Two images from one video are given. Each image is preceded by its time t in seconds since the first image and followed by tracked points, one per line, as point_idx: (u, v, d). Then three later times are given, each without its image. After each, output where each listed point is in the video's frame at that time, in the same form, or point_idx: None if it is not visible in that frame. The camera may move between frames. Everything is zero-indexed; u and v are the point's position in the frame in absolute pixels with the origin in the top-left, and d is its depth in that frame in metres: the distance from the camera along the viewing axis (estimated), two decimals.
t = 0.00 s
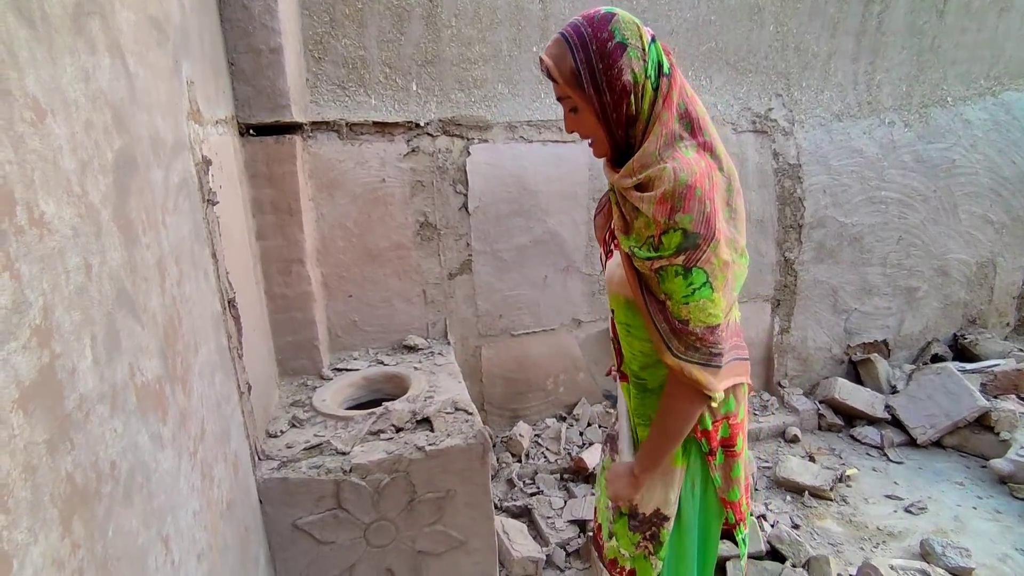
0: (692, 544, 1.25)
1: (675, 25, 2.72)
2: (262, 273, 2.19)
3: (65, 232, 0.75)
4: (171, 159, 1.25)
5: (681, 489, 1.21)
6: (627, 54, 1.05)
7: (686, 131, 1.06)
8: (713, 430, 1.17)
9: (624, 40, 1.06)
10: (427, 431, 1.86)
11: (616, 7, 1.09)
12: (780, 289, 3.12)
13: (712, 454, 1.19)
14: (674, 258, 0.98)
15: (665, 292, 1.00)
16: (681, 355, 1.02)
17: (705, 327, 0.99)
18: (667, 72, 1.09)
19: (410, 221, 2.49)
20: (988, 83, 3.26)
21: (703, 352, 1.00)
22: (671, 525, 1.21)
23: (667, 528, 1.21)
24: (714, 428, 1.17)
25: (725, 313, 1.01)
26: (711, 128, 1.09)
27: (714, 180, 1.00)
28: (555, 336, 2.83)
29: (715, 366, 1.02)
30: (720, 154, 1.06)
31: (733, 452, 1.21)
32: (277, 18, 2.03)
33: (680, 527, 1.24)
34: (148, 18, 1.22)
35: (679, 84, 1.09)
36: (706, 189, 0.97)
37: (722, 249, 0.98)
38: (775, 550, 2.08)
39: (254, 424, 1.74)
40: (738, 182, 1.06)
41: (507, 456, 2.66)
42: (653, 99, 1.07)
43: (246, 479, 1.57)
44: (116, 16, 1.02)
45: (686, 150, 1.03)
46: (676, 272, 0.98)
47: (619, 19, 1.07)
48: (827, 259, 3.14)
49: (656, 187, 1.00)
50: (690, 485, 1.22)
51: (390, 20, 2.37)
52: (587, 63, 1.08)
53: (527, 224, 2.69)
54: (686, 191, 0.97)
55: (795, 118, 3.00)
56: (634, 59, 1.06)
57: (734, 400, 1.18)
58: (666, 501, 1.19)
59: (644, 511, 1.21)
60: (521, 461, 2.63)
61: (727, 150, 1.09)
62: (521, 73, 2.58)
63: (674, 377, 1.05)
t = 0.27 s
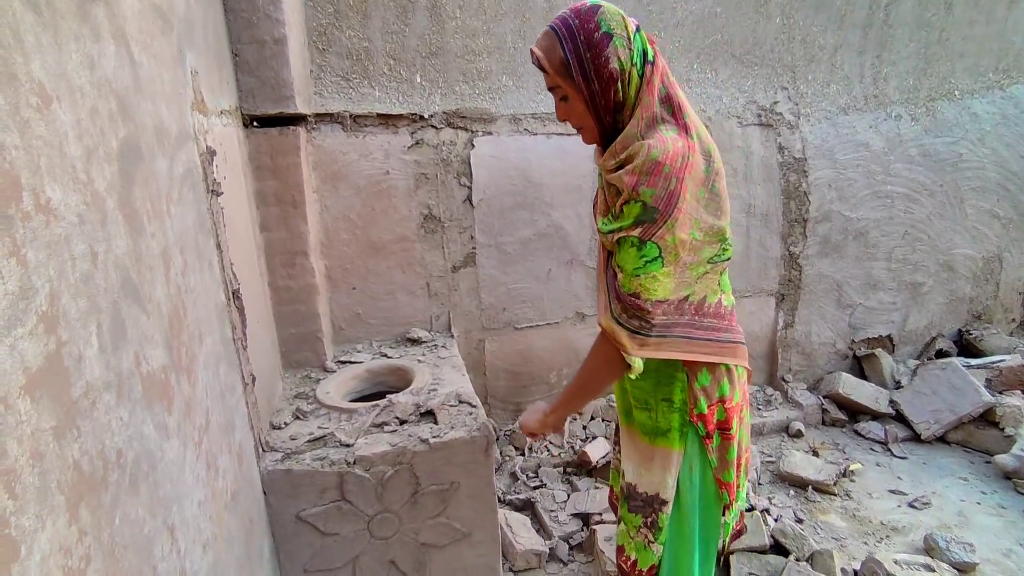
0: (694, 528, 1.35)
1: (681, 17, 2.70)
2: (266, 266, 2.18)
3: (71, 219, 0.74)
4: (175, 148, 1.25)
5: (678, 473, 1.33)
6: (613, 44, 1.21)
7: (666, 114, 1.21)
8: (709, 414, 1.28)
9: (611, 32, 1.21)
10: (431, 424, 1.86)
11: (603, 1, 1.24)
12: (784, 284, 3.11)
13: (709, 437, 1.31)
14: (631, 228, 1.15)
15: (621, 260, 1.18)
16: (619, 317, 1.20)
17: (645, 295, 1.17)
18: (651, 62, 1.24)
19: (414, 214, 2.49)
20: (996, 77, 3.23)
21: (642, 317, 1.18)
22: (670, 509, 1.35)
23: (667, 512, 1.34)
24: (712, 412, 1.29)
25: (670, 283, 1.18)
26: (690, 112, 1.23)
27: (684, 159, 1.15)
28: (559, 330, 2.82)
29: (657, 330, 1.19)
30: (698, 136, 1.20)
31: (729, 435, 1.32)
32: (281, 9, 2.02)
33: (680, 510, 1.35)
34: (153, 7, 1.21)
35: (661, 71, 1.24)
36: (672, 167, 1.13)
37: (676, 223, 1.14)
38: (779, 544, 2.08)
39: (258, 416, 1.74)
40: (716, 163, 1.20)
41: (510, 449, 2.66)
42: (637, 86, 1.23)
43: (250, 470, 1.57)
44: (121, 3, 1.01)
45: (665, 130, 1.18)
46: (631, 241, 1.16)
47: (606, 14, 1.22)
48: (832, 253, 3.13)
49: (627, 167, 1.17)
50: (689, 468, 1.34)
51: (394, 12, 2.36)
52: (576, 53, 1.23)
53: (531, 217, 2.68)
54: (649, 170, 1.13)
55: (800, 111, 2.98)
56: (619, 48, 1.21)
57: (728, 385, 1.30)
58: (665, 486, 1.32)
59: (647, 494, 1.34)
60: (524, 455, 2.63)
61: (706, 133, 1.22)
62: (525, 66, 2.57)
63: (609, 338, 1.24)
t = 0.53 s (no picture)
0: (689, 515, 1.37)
1: (684, 12, 2.69)
2: (267, 260, 2.18)
3: (73, 209, 0.74)
4: (177, 141, 1.24)
5: (671, 460, 1.35)
6: (598, 39, 1.20)
7: (651, 105, 1.21)
8: (701, 400, 1.30)
9: (595, 28, 1.20)
10: (433, 418, 1.86)
11: None
12: (787, 280, 3.10)
13: (701, 423, 1.32)
14: (628, 215, 1.15)
15: (621, 248, 1.18)
16: (626, 300, 1.20)
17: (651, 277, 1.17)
18: (636, 54, 1.24)
19: (416, 209, 2.48)
20: (1002, 72, 3.22)
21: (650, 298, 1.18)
22: (665, 494, 1.38)
23: (661, 497, 1.38)
24: (702, 398, 1.31)
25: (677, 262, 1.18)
26: (675, 101, 1.24)
27: (673, 146, 1.15)
28: (561, 325, 2.82)
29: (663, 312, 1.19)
30: (684, 123, 1.21)
31: (722, 421, 1.33)
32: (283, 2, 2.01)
33: (675, 497, 1.37)
34: None
35: (646, 63, 1.24)
36: (662, 153, 1.14)
37: (674, 207, 1.14)
38: (780, 540, 2.08)
39: (259, 410, 1.74)
40: (702, 147, 1.22)
41: (512, 444, 2.66)
42: (624, 78, 1.22)
43: (252, 464, 1.57)
44: None
45: (652, 120, 1.19)
46: (631, 228, 1.15)
47: (588, 10, 1.22)
48: (835, 250, 3.12)
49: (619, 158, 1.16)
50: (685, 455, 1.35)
51: (396, 5, 2.35)
52: (562, 50, 1.22)
53: (533, 212, 2.67)
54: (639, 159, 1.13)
55: (804, 107, 2.97)
56: (605, 43, 1.20)
57: (720, 371, 1.31)
58: (660, 471, 1.36)
59: (641, 478, 1.38)
60: (526, 450, 2.62)
61: (691, 120, 1.23)
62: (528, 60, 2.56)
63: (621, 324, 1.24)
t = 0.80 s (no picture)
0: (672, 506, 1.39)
1: (685, 11, 2.69)
2: (268, 259, 2.18)
3: (75, 210, 0.74)
4: (179, 140, 1.24)
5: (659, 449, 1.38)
6: (591, 45, 1.20)
7: (645, 106, 1.23)
8: (692, 391, 1.34)
9: (587, 34, 1.20)
10: (433, 418, 1.86)
11: (575, 7, 1.23)
12: (787, 280, 3.11)
13: (689, 413, 1.36)
14: (659, 209, 1.15)
15: (662, 238, 1.17)
16: (691, 285, 1.17)
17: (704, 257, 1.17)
18: (625, 58, 1.25)
19: (417, 209, 2.48)
20: (1002, 72, 3.22)
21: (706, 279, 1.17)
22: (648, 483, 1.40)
23: (643, 485, 1.39)
24: (695, 390, 1.34)
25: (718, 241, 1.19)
26: (666, 102, 1.26)
27: (676, 142, 1.18)
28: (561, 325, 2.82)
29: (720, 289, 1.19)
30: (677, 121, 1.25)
31: (708, 413, 1.38)
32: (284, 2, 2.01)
33: (658, 486, 1.40)
34: None
35: (636, 68, 1.25)
36: (670, 148, 1.16)
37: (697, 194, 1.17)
38: (781, 539, 2.08)
39: (261, 410, 1.74)
40: (696, 142, 1.26)
41: (512, 444, 2.66)
42: (617, 82, 1.23)
43: (253, 464, 1.57)
44: None
45: (649, 120, 1.20)
46: (666, 219, 1.15)
47: (578, 18, 1.22)
48: (835, 250, 3.12)
49: (628, 156, 1.16)
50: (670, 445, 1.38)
51: (397, 5, 2.35)
52: (557, 57, 1.21)
53: (534, 212, 2.67)
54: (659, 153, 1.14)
55: (805, 107, 2.97)
56: (597, 49, 1.20)
57: (711, 364, 1.36)
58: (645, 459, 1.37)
59: (624, 467, 1.39)
60: (526, 449, 2.62)
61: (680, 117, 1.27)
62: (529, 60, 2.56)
63: (683, 309, 1.21)
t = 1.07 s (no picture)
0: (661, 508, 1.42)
1: (683, 16, 2.70)
2: (267, 265, 2.19)
3: (76, 223, 0.74)
4: (178, 149, 1.25)
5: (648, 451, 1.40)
6: (598, 55, 1.20)
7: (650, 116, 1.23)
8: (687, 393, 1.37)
9: (594, 44, 1.21)
10: (433, 423, 1.87)
11: (581, 17, 1.24)
12: (786, 283, 3.11)
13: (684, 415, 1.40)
14: (664, 219, 1.16)
15: (665, 247, 1.18)
16: (696, 292, 1.18)
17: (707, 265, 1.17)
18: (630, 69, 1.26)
19: (416, 213, 2.49)
20: (999, 75, 3.23)
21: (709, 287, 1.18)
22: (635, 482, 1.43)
23: (630, 484, 1.43)
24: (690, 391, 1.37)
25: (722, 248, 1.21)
26: (669, 110, 1.27)
27: (680, 152, 1.19)
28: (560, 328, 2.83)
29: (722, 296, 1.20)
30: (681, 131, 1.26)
31: (701, 414, 1.41)
32: (283, 8, 2.02)
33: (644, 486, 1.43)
34: (156, 7, 1.21)
35: (641, 78, 1.26)
36: (675, 158, 1.17)
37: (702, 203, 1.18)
38: (779, 542, 2.09)
39: (260, 415, 1.75)
40: (698, 149, 1.28)
41: (511, 447, 2.66)
42: (623, 92, 1.23)
43: (253, 470, 1.58)
44: (124, 4, 1.01)
45: (653, 130, 1.21)
46: (670, 229, 1.16)
47: (587, 27, 1.23)
48: (833, 253, 3.13)
49: (634, 167, 1.17)
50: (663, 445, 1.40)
51: (396, 10, 2.36)
52: (563, 66, 1.22)
53: (533, 216, 2.68)
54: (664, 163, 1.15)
55: (802, 110, 2.98)
56: (604, 59, 1.21)
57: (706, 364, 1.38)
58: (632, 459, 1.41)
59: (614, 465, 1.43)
60: (525, 453, 2.63)
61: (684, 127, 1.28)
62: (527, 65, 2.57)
63: (690, 316, 1.21)
